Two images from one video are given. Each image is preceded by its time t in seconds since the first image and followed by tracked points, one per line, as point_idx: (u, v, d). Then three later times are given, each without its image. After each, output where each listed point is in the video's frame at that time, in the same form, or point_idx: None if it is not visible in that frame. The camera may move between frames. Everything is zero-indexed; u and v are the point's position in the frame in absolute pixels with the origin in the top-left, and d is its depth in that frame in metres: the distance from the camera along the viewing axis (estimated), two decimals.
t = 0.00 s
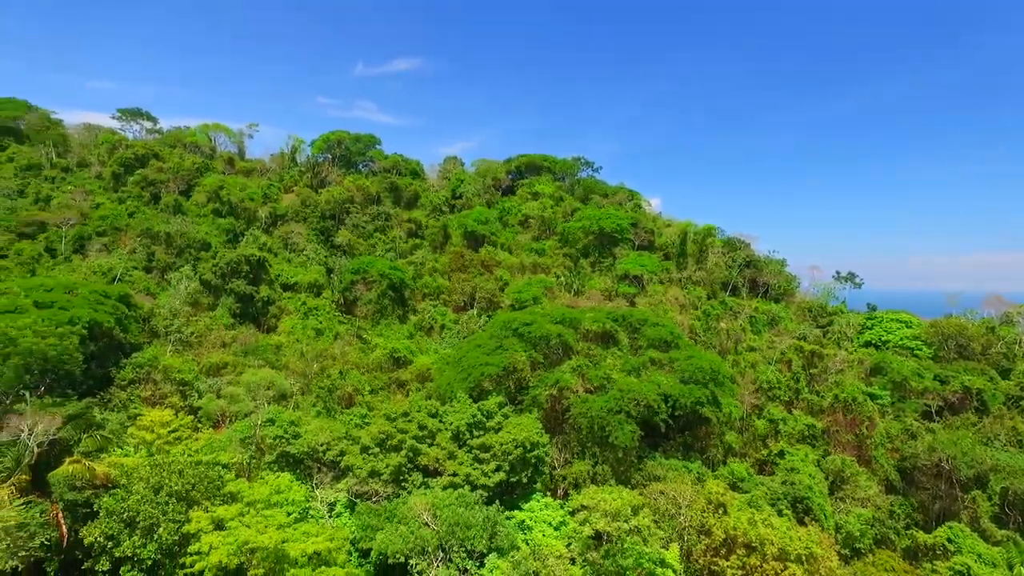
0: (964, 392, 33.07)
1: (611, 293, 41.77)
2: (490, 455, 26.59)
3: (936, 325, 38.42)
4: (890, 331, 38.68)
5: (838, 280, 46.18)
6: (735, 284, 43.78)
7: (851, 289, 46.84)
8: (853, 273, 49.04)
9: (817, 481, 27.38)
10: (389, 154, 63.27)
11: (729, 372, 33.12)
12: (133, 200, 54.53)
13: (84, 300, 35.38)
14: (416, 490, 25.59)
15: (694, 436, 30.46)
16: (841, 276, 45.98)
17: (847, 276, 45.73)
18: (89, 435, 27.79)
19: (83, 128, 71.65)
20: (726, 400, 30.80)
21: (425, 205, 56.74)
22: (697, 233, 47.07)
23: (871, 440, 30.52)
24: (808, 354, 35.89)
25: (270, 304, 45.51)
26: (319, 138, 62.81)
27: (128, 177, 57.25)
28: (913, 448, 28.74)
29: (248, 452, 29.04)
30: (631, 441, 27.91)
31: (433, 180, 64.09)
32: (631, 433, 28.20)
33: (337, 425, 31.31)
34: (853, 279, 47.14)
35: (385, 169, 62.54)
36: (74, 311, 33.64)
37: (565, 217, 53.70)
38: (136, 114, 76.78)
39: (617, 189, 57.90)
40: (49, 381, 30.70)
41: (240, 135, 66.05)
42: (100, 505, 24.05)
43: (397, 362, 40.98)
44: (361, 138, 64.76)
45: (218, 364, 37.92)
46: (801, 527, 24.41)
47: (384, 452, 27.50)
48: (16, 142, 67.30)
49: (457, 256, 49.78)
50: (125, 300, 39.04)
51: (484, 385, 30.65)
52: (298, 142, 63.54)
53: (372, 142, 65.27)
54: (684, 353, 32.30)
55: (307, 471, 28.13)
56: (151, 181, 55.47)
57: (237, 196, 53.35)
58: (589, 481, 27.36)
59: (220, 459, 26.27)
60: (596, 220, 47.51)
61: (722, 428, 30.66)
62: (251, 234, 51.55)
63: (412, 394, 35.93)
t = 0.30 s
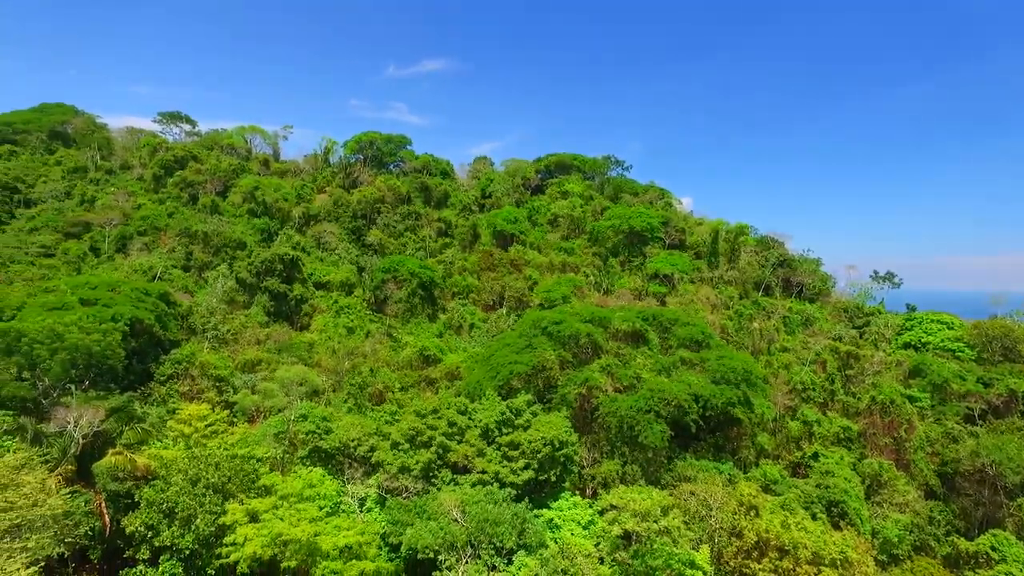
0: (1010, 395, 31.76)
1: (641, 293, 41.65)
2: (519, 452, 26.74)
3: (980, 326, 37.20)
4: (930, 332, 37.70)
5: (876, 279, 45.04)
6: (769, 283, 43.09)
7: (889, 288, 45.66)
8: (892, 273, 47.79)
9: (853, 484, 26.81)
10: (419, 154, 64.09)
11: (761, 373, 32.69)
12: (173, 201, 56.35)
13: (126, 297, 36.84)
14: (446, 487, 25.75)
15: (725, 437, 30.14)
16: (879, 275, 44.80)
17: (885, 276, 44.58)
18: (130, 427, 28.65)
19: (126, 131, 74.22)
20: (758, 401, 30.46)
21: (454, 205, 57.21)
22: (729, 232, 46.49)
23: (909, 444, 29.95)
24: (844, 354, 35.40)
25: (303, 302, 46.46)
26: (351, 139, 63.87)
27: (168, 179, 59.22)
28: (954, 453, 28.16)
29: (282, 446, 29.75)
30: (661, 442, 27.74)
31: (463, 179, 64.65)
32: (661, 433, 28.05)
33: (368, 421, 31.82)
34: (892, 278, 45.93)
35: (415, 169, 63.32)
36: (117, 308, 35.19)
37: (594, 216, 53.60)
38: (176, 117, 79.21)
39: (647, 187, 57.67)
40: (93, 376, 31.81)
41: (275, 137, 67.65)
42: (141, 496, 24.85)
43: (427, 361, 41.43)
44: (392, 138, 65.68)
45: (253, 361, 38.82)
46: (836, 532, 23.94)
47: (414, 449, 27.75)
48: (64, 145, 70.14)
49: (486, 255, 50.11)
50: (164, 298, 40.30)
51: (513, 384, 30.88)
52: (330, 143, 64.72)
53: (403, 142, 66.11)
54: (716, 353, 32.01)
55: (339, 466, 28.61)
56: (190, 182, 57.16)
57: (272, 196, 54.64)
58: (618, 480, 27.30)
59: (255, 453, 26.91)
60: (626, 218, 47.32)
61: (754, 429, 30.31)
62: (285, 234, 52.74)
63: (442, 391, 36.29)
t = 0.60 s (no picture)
0: None
1: (653, 292, 41.60)
2: (529, 450, 26.76)
3: (998, 326, 36.80)
4: (946, 332, 37.52)
5: (890, 279, 44.55)
6: (782, 283, 42.81)
7: (905, 288, 45.20)
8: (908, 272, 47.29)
9: (867, 485, 26.59)
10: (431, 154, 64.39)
11: (774, 373, 32.49)
12: (187, 201, 57.00)
13: (141, 295, 37.33)
14: (457, 484, 25.85)
15: (737, 437, 30.00)
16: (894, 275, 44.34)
17: (900, 276, 44.09)
18: (145, 424, 29.06)
19: (142, 132, 75.10)
20: (771, 400, 30.31)
21: (466, 204, 57.40)
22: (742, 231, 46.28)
23: (924, 444, 29.70)
24: (857, 354, 35.14)
25: (316, 301, 46.82)
26: (363, 139, 64.26)
27: (183, 179, 59.95)
28: (970, 454, 27.90)
29: (295, 444, 29.95)
30: (672, 441, 27.69)
31: (474, 179, 64.87)
32: (673, 432, 28.01)
33: (380, 419, 31.96)
34: (907, 277, 45.46)
35: (427, 169, 63.59)
36: (132, 306, 35.72)
37: (606, 215, 53.53)
38: (191, 118, 80.10)
39: (659, 186, 57.65)
40: (109, 373, 32.13)
41: (288, 137, 68.22)
42: (156, 491, 25.10)
43: (438, 360, 41.60)
44: (404, 138, 66.05)
45: (266, 359, 39.14)
46: (849, 532, 23.79)
47: (426, 446, 27.80)
48: (81, 146, 71.12)
49: (497, 254, 50.24)
50: (179, 297, 40.80)
51: (524, 382, 30.93)
52: (343, 143, 65.16)
53: (415, 142, 66.46)
54: (728, 352, 31.89)
55: (350, 463, 28.76)
56: (204, 182, 57.74)
57: (285, 196, 55.08)
58: (629, 479, 27.27)
59: (267, 450, 27.10)
60: (638, 217, 47.28)
61: (766, 429, 30.16)
62: (298, 234, 53.21)
63: (453, 389, 36.35)
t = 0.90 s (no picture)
0: None
1: (657, 290, 41.65)
2: (534, 447, 26.80)
3: (1003, 325, 36.74)
4: (951, 331, 37.52)
5: (895, 278, 44.44)
6: (786, 282, 42.78)
7: (910, 287, 45.07)
8: (913, 271, 47.13)
9: (872, 483, 26.54)
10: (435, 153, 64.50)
11: (778, 371, 32.49)
12: (192, 201, 57.21)
13: (147, 294, 37.49)
14: (461, 480, 25.82)
15: (741, 435, 29.95)
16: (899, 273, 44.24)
17: (905, 274, 44.01)
18: (150, 421, 29.07)
19: (147, 132, 75.39)
20: (774, 398, 30.36)
21: (470, 204, 57.57)
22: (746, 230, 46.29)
23: (929, 443, 29.70)
24: (862, 353, 34.98)
25: (320, 300, 46.95)
26: (367, 139, 64.43)
27: (187, 178, 60.19)
28: (976, 453, 27.83)
29: (299, 441, 30.02)
30: (676, 438, 27.66)
31: (478, 178, 65.04)
32: (677, 430, 27.99)
33: (384, 416, 32.00)
34: (912, 276, 45.35)
35: (431, 168, 63.70)
36: (138, 304, 35.89)
37: (610, 214, 53.53)
38: (195, 117, 80.42)
39: (663, 186, 57.79)
40: (115, 370, 32.36)
41: (292, 136, 68.45)
42: (161, 487, 25.13)
43: (442, 358, 41.74)
44: (408, 137, 66.21)
45: (270, 357, 39.20)
46: (853, 529, 23.73)
47: (430, 443, 27.85)
48: (87, 146, 71.45)
49: (501, 253, 50.36)
50: (184, 295, 40.96)
51: (528, 380, 30.97)
52: (346, 142, 65.33)
53: (419, 141, 66.64)
54: (732, 350, 31.93)
55: (355, 460, 28.76)
56: (208, 182, 57.91)
57: (289, 195, 55.27)
58: (634, 477, 27.26)
59: (272, 447, 27.18)
60: (642, 216, 47.33)
61: (770, 427, 30.15)
62: (303, 233, 53.42)
63: (457, 386, 36.42)
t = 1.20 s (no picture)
0: None
1: (658, 289, 41.74)
2: (534, 444, 26.81)
3: (1004, 324, 36.77)
4: (952, 330, 37.65)
5: (895, 277, 44.48)
6: (787, 281, 42.83)
7: (910, 286, 45.04)
8: (914, 270, 47.14)
9: (873, 481, 26.55)
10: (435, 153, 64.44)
11: (779, 369, 32.53)
12: (192, 200, 57.20)
13: (148, 292, 37.50)
14: (461, 477, 25.78)
15: (742, 433, 29.98)
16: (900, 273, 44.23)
17: (905, 274, 44.05)
18: (151, 418, 29.02)
19: (148, 131, 75.48)
20: (775, 397, 30.57)
21: (470, 203, 57.71)
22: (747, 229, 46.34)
23: (930, 441, 29.87)
24: (863, 351, 35.05)
25: (320, 298, 46.97)
26: (367, 138, 64.46)
27: (188, 177, 60.25)
28: (978, 451, 27.79)
29: (299, 438, 29.97)
30: (677, 435, 27.64)
31: (479, 178, 65.21)
32: (678, 428, 28.00)
33: (385, 414, 32.00)
34: (913, 275, 45.32)
35: (431, 167, 63.62)
36: (139, 302, 35.85)
37: (611, 213, 53.62)
38: (196, 117, 80.53)
39: (664, 185, 58.00)
40: (115, 368, 32.41)
41: (293, 135, 68.53)
42: (162, 484, 25.12)
43: (442, 356, 41.78)
44: (409, 136, 66.23)
45: (271, 355, 39.19)
46: (855, 527, 23.72)
47: (430, 440, 27.86)
48: (88, 145, 71.43)
49: (502, 252, 50.46)
50: (185, 293, 40.95)
51: (529, 377, 31.00)
52: (347, 141, 65.37)
53: (419, 141, 66.71)
54: (732, 348, 32.04)
55: (356, 457, 28.66)
56: (209, 181, 57.89)
57: (290, 194, 55.34)
58: (635, 474, 27.24)
59: (273, 444, 27.19)
60: (642, 215, 47.35)
61: (771, 425, 30.27)
62: (303, 232, 53.49)
63: (458, 384, 36.44)
